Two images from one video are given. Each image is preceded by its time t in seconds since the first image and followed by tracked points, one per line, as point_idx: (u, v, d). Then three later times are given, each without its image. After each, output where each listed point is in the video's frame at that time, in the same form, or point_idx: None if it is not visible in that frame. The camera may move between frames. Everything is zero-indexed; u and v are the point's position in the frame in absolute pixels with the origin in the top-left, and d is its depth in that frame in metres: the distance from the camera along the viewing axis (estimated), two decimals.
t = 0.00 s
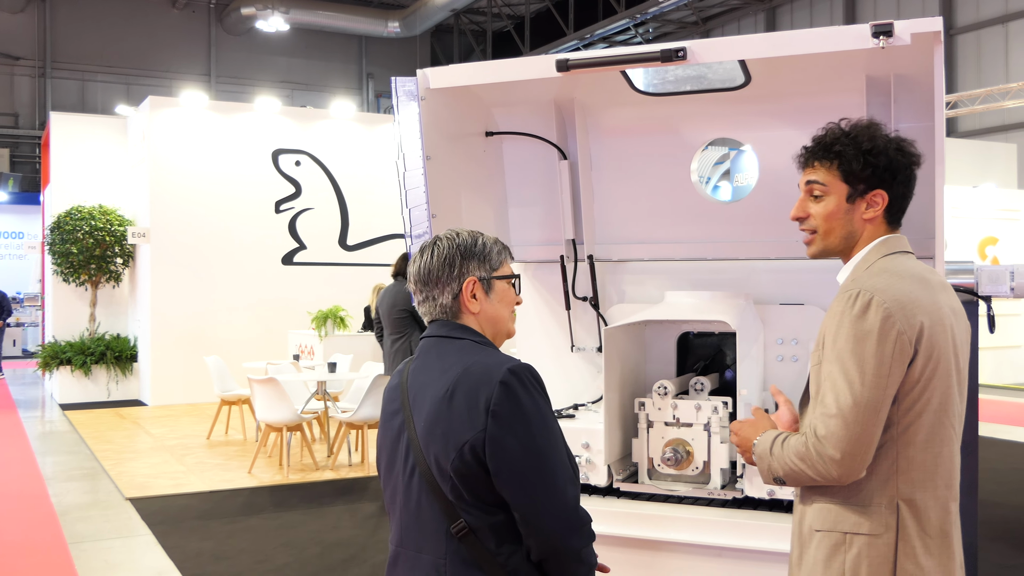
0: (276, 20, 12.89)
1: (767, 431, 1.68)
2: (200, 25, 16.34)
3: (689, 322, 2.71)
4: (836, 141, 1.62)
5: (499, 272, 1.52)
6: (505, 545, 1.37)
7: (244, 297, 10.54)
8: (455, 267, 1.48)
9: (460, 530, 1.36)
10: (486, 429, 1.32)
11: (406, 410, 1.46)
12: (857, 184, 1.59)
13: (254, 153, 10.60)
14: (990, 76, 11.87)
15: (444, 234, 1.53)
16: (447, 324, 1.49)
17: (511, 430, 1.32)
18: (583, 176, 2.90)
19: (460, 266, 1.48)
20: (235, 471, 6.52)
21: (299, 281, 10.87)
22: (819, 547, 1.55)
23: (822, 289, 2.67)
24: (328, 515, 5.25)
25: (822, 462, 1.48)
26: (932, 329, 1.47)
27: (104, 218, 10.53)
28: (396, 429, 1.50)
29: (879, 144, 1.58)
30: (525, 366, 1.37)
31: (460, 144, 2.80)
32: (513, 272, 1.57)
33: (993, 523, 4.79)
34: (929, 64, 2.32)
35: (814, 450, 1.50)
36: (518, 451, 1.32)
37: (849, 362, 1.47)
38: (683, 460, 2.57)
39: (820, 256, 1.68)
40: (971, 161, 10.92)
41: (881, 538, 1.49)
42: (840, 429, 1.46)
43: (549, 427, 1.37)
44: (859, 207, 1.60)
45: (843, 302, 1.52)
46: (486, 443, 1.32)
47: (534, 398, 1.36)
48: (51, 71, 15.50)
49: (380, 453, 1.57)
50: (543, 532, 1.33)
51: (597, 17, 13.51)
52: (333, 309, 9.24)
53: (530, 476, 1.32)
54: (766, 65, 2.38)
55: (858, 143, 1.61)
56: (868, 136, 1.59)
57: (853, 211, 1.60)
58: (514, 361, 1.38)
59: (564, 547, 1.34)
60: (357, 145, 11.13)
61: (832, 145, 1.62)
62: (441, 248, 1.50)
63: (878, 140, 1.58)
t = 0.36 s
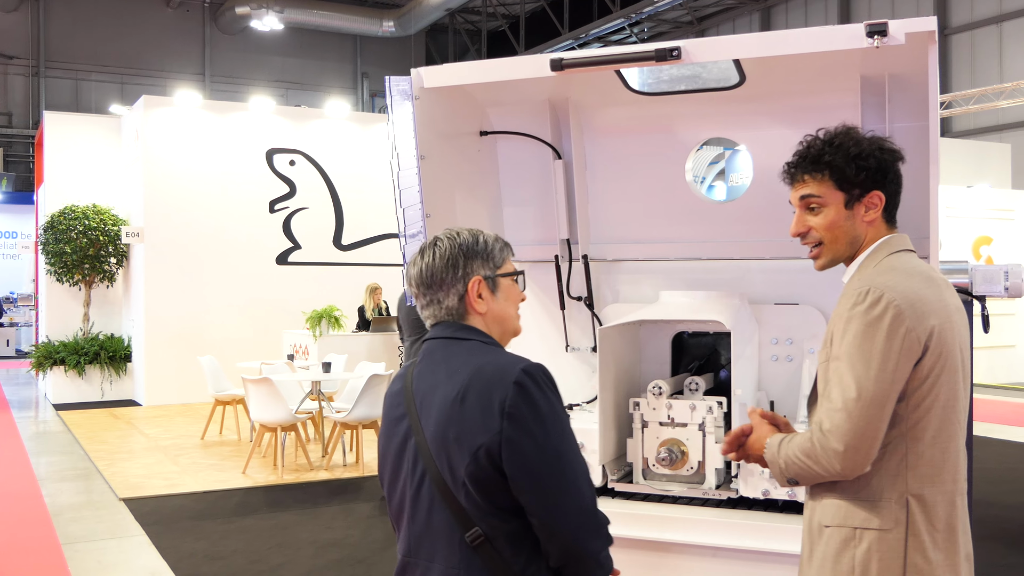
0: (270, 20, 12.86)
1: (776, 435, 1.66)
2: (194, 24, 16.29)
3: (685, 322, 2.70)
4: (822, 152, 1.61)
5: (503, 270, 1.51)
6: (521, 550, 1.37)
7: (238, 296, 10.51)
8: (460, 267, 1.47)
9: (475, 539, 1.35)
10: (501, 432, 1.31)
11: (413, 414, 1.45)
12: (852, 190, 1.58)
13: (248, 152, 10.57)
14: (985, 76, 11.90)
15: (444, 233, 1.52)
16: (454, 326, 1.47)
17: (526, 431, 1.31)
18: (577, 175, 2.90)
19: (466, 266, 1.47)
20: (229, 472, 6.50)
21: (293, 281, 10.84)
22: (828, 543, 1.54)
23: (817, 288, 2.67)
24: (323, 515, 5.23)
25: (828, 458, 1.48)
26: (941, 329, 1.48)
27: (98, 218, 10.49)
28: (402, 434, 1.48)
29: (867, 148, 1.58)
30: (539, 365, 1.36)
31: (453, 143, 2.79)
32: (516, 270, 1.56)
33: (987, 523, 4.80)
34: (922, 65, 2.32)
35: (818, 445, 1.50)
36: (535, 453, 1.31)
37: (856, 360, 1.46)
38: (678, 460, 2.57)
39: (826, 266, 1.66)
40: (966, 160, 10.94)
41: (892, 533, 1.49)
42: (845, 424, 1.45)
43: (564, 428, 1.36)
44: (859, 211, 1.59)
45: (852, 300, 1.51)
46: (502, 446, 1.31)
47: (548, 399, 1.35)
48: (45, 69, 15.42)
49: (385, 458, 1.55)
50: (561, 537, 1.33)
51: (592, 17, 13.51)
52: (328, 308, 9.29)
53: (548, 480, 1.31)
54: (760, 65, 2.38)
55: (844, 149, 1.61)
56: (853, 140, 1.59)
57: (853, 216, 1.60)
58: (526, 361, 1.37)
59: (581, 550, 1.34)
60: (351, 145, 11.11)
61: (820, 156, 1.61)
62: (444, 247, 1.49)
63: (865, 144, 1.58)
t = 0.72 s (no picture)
0: (266, 20, 12.84)
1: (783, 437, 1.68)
2: (189, 24, 16.27)
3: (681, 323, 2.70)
4: (833, 151, 1.61)
5: (520, 270, 1.49)
6: (543, 561, 1.33)
7: (234, 296, 10.50)
8: (479, 268, 1.44)
9: (497, 550, 1.32)
10: (527, 438, 1.29)
11: (430, 420, 1.41)
12: (862, 191, 1.59)
13: (243, 152, 10.55)
14: (979, 77, 11.94)
15: (457, 232, 1.48)
16: (473, 328, 1.45)
17: (553, 438, 1.28)
18: (574, 177, 2.90)
19: (485, 267, 1.44)
20: (224, 473, 6.49)
21: (289, 281, 10.83)
22: (834, 545, 1.55)
23: (813, 288, 2.67)
24: (318, 516, 5.23)
25: (841, 459, 1.48)
26: (951, 332, 1.49)
27: (93, 218, 10.46)
28: (416, 440, 1.45)
29: (878, 149, 1.59)
30: (564, 371, 1.34)
31: (450, 144, 2.79)
32: (532, 269, 1.54)
33: (982, 522, 4.82)
34: (919, 66, 2.33)
35: (833, 447, 1.50)
36: (561, 463, 1.28)
37: (871, 361, 1.46)
38: (675, 461, 2.57)
39: (828, 265, 1.67)
40: (960, 161, 10.98)
41: (901, 535, 1.49)
42: (859, 426, 1.45)
43: (590, 435, 1.33)
44: (866, 212, 1.60)
45: (866, 301, 1.51)
46: (527, 454, 1.29)
47: (575, 405, 1.32)
48: (39, 69, 15.36)
49: (396, 465, 1.52)
50: (587, 549, 1.29)
51: (588, 17, 13.52)
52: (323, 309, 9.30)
53: (575, 488, 1.28)
54: (757, 67, 2.38)
55: (854, 149, 1.61)
56: (865, 141, 1.60)
57: (861, 217, 1.60)
58: (552, 366, 1.34)
59: (606, 563, 1.30)
60: (347, 145, 11.10)
61: (830, 155, 1.62)
62: (459, 248, 1.45)
63: (876, 145, 1.59)
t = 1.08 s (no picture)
0: (261, 19, 12.82)
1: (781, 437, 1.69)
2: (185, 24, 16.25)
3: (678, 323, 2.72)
4: (835, 152, 1.63)
5: (545, 275, 1.47)
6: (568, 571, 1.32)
7: (229, 296, 10.49)
8: (511, 270, 1.41)
9: (523, 560, 1.29)
10: (559, 444, 1.27)
11: (450, 426, 1.37)
12: (863, 192, 1.60)
13: (239, 152, 10.54)
14: (973, 78, 11.98)
15: (486, 231, 1.44)
16: (496, 332, 1.42)
17: (584, 444, 1.28)
18: (571, 178, 2.92)
19: (516, 270, 1.41)
20: (220, 473, 6.48)
21: (285, 281, 10.82)
22: (832, 544, 1.56)
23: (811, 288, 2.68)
24: (315, 516, 5.23)
25: (839, 457, 1.49)
26: (949, 334, 1.51)
27: (88, 218, 10.44)
28: (433, 447, 1.40)
29: (881, 151, 1.60)
30: (593, 377, 1.33)
31: (449, 145, 2.79)
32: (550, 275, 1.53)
33: (977, 522, 4.84)
34: (916, 68, 2.34)
35: (832, 446, 1.51)
36: (592, 469, 1.27)
37: (870, 361, 1.47)
38: (672, 460, 2.58)
39: (829, 266, 1.68)
40: (955, 161, 11.02)
41: (899, 534, 1.50)
42: (859, 425, 1.47)
43: (618, 443, 1.33)
44: (867, 213, 1.62)
45: (867, 301, 1.52)
46: (559, 460, 1.27)
47: (604, 412, 1.32)
48: (34, 69, 15.28)
49: (406, 473, 1.47)
50: (617, 557, 1.28)
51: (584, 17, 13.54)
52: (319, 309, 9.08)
53: (606, 496, 1.28)
54: (755, 68, 2.39)
55: (858, 150, 1.62)
56: (868, 142, 1.61)
57: (862, 217, 1.62)
58: (580, 371, 1.34)
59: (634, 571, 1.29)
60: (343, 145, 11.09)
61: (832, 156, 1.63)
62: (492, 247, 1.41)
63: (880, 147, 1.60)
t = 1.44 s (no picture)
0: (253, 19, 12.79)
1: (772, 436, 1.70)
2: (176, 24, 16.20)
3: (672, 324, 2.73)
4: (824, 157, 1.64)
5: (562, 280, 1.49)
6: None
7: (221, 296, 10.46)
8: (544, 271, 1.41)
9: (534, 570, 1.28)
10: (583, 461, 1.28)
11: (467, 432, 1.36)
12: (855, 195, 1.61)
13: (231, 152, 10.52)
14: (964, 78, 12.05)
15: (516, 232, 1.43)
16: (519, 335, 1.41)
17: (607, 461, 1.28)
18: (564, 179, 2.92)
19: (548, 271, 1.42)
20: (212, 474, 6.47)
21: (277, 281, 10.80)
22: (818, 542, 1.57)
23: (803, 289, 2.70)
24: (308, 517, 5.22)
25: (828, 457, 1.50)
26: (943, 337, 1.52)
27: (79, 218, 10.39)
28: (447, 450, 1.38)
29: (869, 154, 1.61)
30: (617, 394, 1.34)
31: (443, 146, 2.79)
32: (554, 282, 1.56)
33: (968, 521, 4.87)
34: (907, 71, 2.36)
35: (822, 446, 1.52)
36: (614, 488, 1.28)
37: (863, 364, 1.48)
38: (665, 461, 2.58)
39: (826, 271, 1.69)
40: (946, 161, 11.08)
41: (884, 534, 1.51)
42: (851, 425, 1.47)
43: (637, 460, 1.34)
44: (860, 216, 1.63)
45: (862, 303, 1.53)
46: (582, 476, 1.28)
47: (626, 431, 1.33)
48: (24, 69, 15.19)
49: (412, 472, 1.45)
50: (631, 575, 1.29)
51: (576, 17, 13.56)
52: (312, 310, 9.24)
53: (626, 516, 1.28)
54: (747, 70, 2.40)
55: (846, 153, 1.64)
56: (855, 146, 1.62)
57: (855, 221, 1.63)
58: (606, 388, 1.34)
59: None
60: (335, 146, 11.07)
61: (821, 161, 1.64)
62: (527, 247, 1.40)
63: (868, 151, 1.61)
